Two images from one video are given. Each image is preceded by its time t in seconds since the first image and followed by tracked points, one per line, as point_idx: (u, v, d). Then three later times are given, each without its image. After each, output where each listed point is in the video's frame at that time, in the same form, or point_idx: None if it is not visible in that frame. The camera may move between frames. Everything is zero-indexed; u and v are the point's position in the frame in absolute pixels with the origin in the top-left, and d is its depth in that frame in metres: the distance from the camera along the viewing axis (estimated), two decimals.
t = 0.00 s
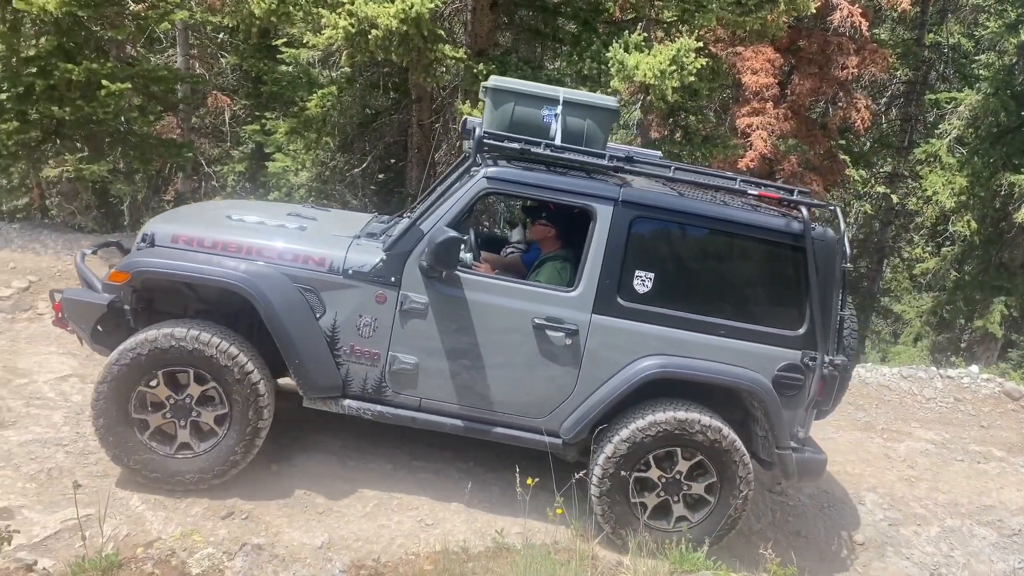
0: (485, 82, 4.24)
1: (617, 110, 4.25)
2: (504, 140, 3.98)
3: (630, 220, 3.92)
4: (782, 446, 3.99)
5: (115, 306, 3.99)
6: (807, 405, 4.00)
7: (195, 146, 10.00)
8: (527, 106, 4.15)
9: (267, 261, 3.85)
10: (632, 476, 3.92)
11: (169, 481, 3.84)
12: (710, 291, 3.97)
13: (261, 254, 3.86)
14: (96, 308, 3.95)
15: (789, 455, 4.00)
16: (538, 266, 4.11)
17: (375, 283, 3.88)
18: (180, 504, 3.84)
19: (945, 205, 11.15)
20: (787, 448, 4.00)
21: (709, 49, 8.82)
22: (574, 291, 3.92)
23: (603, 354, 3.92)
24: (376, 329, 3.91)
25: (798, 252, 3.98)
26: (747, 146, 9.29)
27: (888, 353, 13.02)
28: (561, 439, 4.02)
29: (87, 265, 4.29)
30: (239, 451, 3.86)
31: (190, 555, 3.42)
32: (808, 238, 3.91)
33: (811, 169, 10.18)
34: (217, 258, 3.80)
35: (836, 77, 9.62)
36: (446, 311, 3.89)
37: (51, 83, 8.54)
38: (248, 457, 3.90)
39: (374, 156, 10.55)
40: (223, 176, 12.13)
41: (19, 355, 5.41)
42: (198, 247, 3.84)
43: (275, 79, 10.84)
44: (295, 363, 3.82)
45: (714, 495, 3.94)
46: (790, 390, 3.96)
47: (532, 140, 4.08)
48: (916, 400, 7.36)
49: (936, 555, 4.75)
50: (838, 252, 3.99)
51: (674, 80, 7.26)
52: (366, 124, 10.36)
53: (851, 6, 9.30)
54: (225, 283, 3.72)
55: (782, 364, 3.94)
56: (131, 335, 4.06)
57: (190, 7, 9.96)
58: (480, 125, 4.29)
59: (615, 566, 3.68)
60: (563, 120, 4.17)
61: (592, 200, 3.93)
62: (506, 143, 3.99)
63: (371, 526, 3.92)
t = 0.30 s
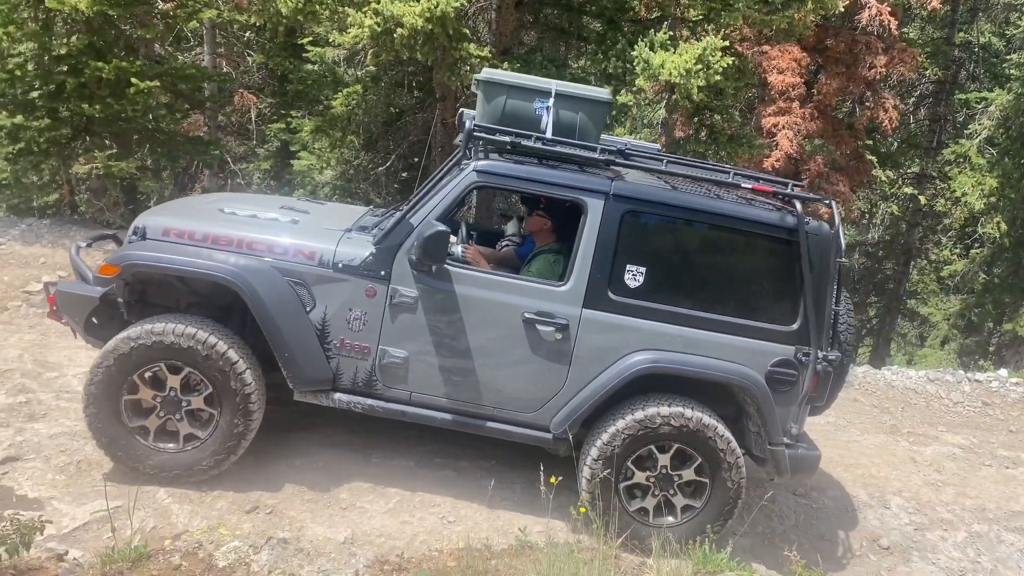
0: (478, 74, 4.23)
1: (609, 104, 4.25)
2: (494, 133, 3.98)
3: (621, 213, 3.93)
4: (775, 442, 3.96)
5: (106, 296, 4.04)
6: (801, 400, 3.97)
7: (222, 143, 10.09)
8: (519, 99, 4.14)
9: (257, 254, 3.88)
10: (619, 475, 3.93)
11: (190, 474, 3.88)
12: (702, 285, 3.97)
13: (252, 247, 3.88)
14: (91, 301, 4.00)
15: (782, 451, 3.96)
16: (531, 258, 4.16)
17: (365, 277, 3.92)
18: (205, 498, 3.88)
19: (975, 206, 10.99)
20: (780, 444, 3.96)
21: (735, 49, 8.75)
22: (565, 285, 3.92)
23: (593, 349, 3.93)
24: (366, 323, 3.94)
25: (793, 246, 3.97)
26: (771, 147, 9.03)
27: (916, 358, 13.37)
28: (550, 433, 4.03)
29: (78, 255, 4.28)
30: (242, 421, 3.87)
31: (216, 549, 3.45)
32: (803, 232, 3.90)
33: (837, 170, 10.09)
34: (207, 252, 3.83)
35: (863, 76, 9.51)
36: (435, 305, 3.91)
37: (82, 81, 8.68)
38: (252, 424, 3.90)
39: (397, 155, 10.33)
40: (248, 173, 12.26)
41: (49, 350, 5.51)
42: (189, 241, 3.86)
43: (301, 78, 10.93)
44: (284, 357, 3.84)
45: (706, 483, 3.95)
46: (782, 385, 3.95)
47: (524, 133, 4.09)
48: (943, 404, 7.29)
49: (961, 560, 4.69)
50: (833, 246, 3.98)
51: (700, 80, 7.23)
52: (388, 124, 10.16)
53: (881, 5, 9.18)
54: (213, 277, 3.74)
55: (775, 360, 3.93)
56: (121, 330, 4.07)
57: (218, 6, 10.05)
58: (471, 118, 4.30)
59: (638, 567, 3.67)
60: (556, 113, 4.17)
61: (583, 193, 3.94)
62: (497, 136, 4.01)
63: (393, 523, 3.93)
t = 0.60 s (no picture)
0: (471, 71, 4.31)
1: (600, 99, 4.32)
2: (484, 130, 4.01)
3: (612, 211, 3.97)
4: (768, 442, 4.02)
5: (104, 293, 4.15)
6: (795, 401, 4.00)
7: (249, 143, 10.20)
8: (511, 96, 4.24)
9: (247, 253, 3.95)
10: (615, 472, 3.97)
11: (211, 462, 3.93)
12: (695, 283, 4.00)
13: (243, 246, 3.96)
14: (84, 298, 4.10)
15: (776, 450, 4.02)
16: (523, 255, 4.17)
17: (355, 276, 3.98)
18: (230, 495, 3.93)
19: (1005, 209, 10.81)
20: (774, 443, 4.02)
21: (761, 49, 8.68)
22: (555, 283, 3.97)
23: (582, 348, 3.98)
24: (357, 321, 4.02)
25: (787, 243, 3.97)
26: (797, 147, 9.00)
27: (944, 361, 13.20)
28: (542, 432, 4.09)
29: (78, 251, 4.33)
30: (235, 395, 3.89)
31: (241, 545, 3.49)
32: (797, 229, 3.90)
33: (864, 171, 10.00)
34: (199, 251, 3.91)
35: (892, 77, 9.40)
36: (425, 303, 3.97)
37: (112, 81, 8.81)
38: (243, 390, 3.91)
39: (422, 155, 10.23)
40: (274, 173, 12.37)
41: (79, 346, 5.61)
42: (181, 240, 3.95)
43: (326, 79, 11.00)
44: (276, 355, 3.93)
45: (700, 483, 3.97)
46: (776, 385, 3.97)
47: (514, 129, 4.13)
48: (972, 408, 7.20)
49: (989, 567, 4.63)
50: (829, 243, 3.97)
51: (726, 80, 7.18)
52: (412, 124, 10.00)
53: (910, 5, 9.06)
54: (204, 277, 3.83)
55: (768, 358, 3.95)
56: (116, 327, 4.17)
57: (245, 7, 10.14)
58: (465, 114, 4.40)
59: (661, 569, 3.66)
60: (547, 109, 4.26)
61: (573, 191, 3.98)
62: (488, 134, 4.04)
63: (415, 522, 3.95)
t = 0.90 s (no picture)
0: (467, 68, 4.36)
1: (597, 96, 4.29)
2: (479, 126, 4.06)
3: (606, 209, 4.00)
4: (764, 442, 4.00)
5: (103, 288, 4.21)
6: (791, 401, 3.99)
7: (276, 144, 10.30)
8: (506, 93, 4.29)
9: (243, 249, 4.05)
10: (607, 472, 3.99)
11: (224, 436, 3.95)
12: (690, 281, 4.01)
13: (239, 241, 4.06)
14: (83, 292, 4.15)
15: (771, 450, 4.00)
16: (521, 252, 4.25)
17: (350, 272, 4.04)
18: (255, 492, 3.96)
19: None
20: (770, 443, 4.01)
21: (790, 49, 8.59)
22: (550, 280, 4.02)
23: (574, 345, 4.01)
24: (351, 317, 4.08)
25: (784, 242, 3.97)
26: (825, 148, 9.01)
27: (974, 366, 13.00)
28: (536, 430, 4.13)
29: (78, 245, 4.38)
30: (219, 364, 3.91)
31: (266, 543, 3.51)
32: (793, 228, 3.90)
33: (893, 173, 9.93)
34: (196, 245, 4.02)
35: (922, 77, 9.27)
36: (418, 300, 4.03)
37: (142, 83, 8.93)
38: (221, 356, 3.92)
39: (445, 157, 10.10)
40: (300, 173, 12.48)
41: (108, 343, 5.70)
42: (179, 235, 4.06)
43: (353, 80, 11.06)
44: (270, 351, 3.99)
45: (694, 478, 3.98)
46: (770, 384, 3.98)
47: (510, 127, 4.17)
48: (1003, 414, 7.08)
49: None
50: (826, 243, 3.96)
51: (753, 81, 7.11)
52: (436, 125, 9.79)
53: (942, 4, 8.93)
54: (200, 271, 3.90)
55: (764, 357, 3.96)
56: (115, 322, 4.24)
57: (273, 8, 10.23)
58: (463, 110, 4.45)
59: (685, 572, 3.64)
60: (542, 106, 4.27)
61: (568, 188, 4.02)
62: (484, 131, 4.08)
63: (438, 522, 3.96)
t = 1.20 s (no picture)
0: (461, 62, 4.44)
1: (589, 91, 4.40)
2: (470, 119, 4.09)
3: (596, 202, 4.03)
4: (753, 438, 4.03)
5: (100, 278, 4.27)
6: (780, 398, 4.01)
7: (305, 145, 10.40)
8: (500, 87, 4.37)
9: (236, 240, 4.09)
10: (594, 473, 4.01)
11: (222, 404, 3.97)
12: (679, 275, 4.04)
13: (232, 233, 4.10)
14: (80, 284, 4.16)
15: (760, 446, 4.03)
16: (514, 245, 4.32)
17: (341, 264, 4.08)
18: (282, 489, 4.00)
19: None
20: (759, 439, 4.04)
21: (820, 50, 8.50)
22: (540, 274, 4.04)
23: (564, 338, 4.04)
24: (342, 309, 4.12)
25: (774, 237, 4.00)
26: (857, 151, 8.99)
27: (1008, 372, 12.79)
28: (525, 423, 4.16)
29: (77, 237, 4.40)
30: (185, 338, 3.93)
31: (293, 540, 3.54)
32: (784, 223, 3.93)
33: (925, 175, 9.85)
34: (190, 237, 4.07)
35: (955, 78, 9.13)
36: (409, 293, 4.07)
37: (174, 84, 9.05)
38: (181, 331, 3.94)
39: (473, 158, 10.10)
40: (328, 174, 12.58)
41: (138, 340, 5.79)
42: (173, 226, 4.11)
43: (380, 81, 11.12)
44: (260, 342, 4.02)
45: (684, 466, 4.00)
46: (761, 379, 4.00)
47: (501, 121, 4.20)
48: None
49: None
50: (816, 238, 3.99)
51: (782, 82, 7.05)
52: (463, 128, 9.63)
53: (976, 4, 8.80)
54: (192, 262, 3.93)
55: (754, 353, 3.98)
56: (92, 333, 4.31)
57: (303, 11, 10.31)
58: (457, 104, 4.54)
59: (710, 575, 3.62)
60: (535, 100, 4.37)
61: (558, 181, 4.05)
62: (477, 125, 4.12)
63: (463, 522, 3.97)
